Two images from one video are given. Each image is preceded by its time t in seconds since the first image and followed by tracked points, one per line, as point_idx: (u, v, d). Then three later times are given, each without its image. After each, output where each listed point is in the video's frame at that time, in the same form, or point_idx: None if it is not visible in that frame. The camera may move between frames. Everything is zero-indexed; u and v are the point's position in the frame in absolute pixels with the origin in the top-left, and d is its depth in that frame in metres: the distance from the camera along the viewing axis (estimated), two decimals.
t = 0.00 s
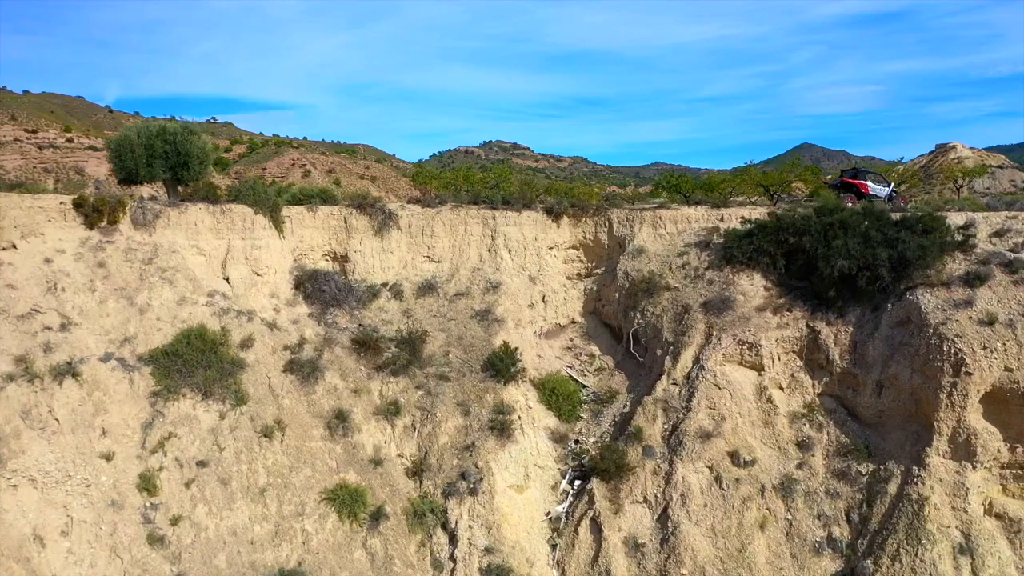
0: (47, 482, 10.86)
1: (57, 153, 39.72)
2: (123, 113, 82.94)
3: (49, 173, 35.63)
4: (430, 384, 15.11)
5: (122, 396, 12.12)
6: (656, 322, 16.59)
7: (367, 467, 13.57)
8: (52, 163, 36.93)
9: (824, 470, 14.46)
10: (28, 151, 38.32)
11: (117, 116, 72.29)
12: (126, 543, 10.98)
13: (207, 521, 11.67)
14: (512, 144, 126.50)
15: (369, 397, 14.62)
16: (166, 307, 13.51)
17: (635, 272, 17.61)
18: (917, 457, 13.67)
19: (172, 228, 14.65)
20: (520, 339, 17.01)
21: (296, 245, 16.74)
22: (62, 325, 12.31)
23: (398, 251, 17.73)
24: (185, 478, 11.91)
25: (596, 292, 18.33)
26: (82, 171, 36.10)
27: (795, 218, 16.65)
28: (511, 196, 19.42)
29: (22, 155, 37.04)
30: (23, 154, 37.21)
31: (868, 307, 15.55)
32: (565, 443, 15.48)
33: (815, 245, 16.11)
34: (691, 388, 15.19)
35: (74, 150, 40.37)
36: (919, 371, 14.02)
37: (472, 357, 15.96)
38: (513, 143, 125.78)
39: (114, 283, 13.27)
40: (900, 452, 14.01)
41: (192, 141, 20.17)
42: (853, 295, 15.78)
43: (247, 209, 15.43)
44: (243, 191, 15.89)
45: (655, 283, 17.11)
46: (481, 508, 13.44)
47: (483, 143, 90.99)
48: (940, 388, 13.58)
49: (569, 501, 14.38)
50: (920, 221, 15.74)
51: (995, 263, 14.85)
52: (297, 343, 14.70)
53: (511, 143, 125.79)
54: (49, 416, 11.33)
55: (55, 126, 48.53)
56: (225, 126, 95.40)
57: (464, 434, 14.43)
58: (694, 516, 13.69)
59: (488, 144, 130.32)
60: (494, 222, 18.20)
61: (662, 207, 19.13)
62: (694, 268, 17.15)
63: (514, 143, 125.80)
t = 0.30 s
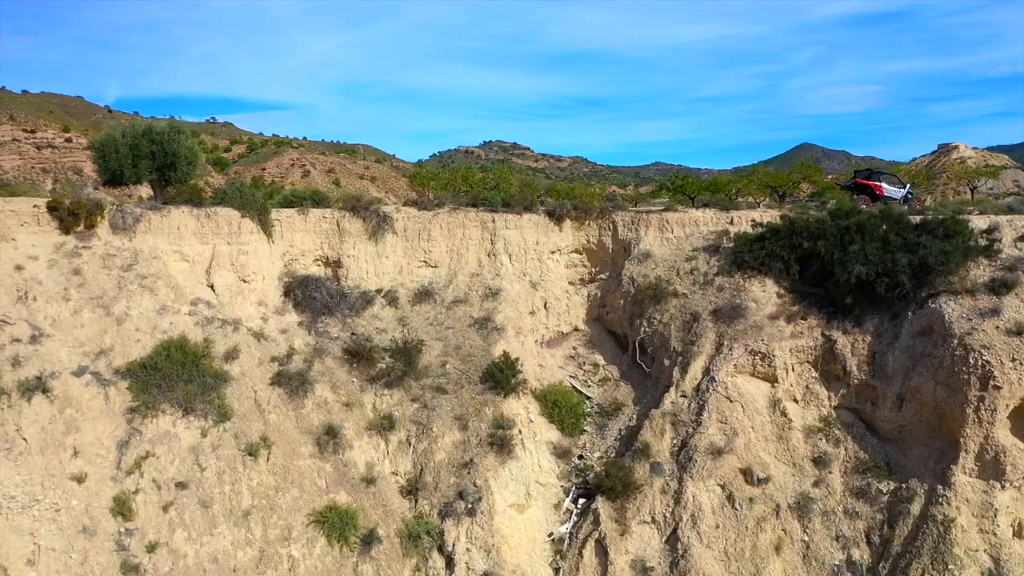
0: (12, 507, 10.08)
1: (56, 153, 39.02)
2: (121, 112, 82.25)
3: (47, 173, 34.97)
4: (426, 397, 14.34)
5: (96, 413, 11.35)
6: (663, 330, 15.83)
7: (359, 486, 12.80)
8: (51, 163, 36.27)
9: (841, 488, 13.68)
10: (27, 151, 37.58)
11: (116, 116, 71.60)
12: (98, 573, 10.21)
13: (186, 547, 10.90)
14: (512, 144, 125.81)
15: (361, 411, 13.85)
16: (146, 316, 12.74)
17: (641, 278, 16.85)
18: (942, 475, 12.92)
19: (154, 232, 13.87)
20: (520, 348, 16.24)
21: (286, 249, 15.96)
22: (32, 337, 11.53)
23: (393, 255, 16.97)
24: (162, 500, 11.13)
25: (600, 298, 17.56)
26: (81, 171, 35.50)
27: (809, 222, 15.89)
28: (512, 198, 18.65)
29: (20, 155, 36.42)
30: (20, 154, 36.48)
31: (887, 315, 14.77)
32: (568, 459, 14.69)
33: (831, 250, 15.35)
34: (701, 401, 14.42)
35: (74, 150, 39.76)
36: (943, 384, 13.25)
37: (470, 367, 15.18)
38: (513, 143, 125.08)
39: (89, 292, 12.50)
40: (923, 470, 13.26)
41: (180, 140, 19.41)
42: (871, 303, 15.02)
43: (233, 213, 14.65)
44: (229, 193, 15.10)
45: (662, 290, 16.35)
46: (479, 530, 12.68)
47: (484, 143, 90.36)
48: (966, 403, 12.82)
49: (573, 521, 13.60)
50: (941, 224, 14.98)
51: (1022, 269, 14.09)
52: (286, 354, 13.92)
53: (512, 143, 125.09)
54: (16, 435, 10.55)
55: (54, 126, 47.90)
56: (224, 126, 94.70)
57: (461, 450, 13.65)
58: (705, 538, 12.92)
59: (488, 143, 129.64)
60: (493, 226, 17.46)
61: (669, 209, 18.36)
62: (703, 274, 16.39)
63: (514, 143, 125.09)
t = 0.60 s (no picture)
0: None
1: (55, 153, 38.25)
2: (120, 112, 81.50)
3: (46, 173, 34.27)
4: (421, 412, 13.58)
5: (66, 434, 10.57)
6: (671, 340, 15.06)
7: (350, 509, 12.03)
8: (49, 163, 35.47)
9: (862, 509, 12.90)
10: (25, 151, 36.76)
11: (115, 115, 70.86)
12: None
13: None
14: (512, 143, 125.09)
15: (353, 428, 13.08)
16: (123, 329, 11.98)
17: (648, 285, 16.08)
18: (969, 497, 12.17)
19: (133, 238, 13.08)
20: (521, 359, 15.48)
21: (275, 255, 15.23)
22: None
23: (388, 261, 16.20)
24: (137, 528, 10.35)
25: (605, 306, 16.81)
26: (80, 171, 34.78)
27: (824, 226, 15.11)
28: (512, 201, 17.88)
29: (17, 155, 35.70)
30: (19, 154, 35.74)
31: (907, 326, 13.99)
32: (572, 477, 13.91)
33: (848, 256, 14.58)
34: (712, 416, 13.65)
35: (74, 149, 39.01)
36: (970, 400, 12.48)
37: (469, 380, 14.41)
38: (513, 143, 124.35)
39: (62, 303, 11.73)
40: (949, 490, 12.50)
41: (166, 140, 18.66)
42: (891, 312, 14.24)
43: (218, 217, 13.88)
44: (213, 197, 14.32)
45: (670, 298, 15.59)
46: (478, 556, 11.93)
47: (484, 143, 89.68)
48: (996, 420, 12.06)
49: (577, 544, 12.83)
50: (965, 230, 14.21)
51: None
52: (273, 367, 13.13)
53: (512, 143, 124.36)
54: None
55: (53, 126, 47.23)
56: (224, 126, 93.94)
57: (459, 469, 12.87)
58: (718, 564, 12.15)
59: (489, 143, 128.88)
60: (492, 230, 16.69)
61: (677, 213, 17.60)
62: (713, 281, 15.62)
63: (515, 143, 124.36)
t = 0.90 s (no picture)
0: None
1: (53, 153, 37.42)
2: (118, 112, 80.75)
3: (43, 173, 33.45)
4: (417, 431, 12.82)
5: (32, 460, 9.79)
6: (680, 353, 14.29)
7: (339, 537, 11.27)
8: (48, 163, 34.55)
9: (884, 535, 12.13)
10: (24, 151, 35.93)
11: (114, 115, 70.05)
12: None
13: None
14: (512, 144, 124.38)
15: (343, 448, 12.31)
16: (97, 344, 11.21)
17: (655, 295, 15.31)
18: (1000, 524, 11.42)
19: (109, 247, 12.31)
20: (522, 372, 14.72)
21: (263, 263, 14.49)
22: None
23: (382, 270, 15.45)
24: (108, 563, 9.57)
25: (610, 315, 16.04)
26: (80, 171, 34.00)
27: (841, 233, 14.35)
28: (512, 205, 17.12)
29: (15, 155, 34.92)
30: (18, 154, 34.97)
31: (930, 338, 13.20)
32: (576, 499, 13.16)
33: (867, 265, 13.82)
34: (724, 435, 12.88)
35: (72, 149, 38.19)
36: (1000, 420, 11.72)
37: (467, 396, 13.64)
38: (513, 143, 123.65)
39: (31, 317, 10.96)
40: (978, 516, 11.76)
41: (152, 142, 17.91)
42: (913, 324, 13.46)
43: (202, 224, 13.14)
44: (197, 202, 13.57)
45: (678, 308, 14.82)
46: None
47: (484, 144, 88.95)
48: None
49: (582, 573, 12.06)
50: (992, 237, 13.44)
51: None
52: (258, 384, 12.35)
53: (512, 143, 123.65)
54: None
55: (50, 126, 46.42)
56: (223, 126, 93.15)
57: (456, 492, 12.09)
58: None
59: (489, 143, 128.12)
60: (492, 236, 15.92)
61: (684, 218, 16.83)
62: (724, 291, 14.87)
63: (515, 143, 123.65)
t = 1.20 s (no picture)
0: None
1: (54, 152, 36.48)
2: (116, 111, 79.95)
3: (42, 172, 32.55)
4: (411, 452, 12.05)
5: None
6: (690, 368, 13.52)
7: (327, 570, 10.50)
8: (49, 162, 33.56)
9: (909, 565, 11.39)
10: (22, 151, 35.08)
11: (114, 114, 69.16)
12: None
13: None
14: (512, 144, 123.64)
15: (333, 472, 11.54)
16: (67, 363, 10.43)
17: (663, 305, 14.54)
18: None
19: (83, 257, 11.51)
20: (523, 388, 13.96)
21: (249, 273, 13.74)
22: None
23: (375, 279, 14.69)
24: None
25: (615, 326, 15.30)
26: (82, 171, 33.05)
27: (861, 241, 13.58)
28: (513, 211, 16.36)
29: (15, 155, 34.02)
30: (18, 154, 33.90)
31: (956, 353, 12.41)
32: (580, 524, 12.37)
33: (888, 275, 13.06)
34: (738, 456, 12.11)
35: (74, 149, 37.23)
36: None
37: (464, 414, 12.87)
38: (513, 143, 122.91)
39: None
40: (1009, 543, 11.36)
41: (135, 144, 17.06)
42: (937, 338, 12.68)
43: (184, 232, 12.36)
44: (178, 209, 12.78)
45: (688, 320, 14.05)
46: None
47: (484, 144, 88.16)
48: None
49: None
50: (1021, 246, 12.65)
51: None
52: (241, 404, 11.58)
53: (512, 143, 122.92)
54: None
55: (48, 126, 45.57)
56: (223, 126, 92.32)
57: (453, 519, 11.31)
58: None
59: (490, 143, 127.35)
60: (491, 243, 15.16)
61: (693, 223, 16.06)
62: (736, 301, 14.11)
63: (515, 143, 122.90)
